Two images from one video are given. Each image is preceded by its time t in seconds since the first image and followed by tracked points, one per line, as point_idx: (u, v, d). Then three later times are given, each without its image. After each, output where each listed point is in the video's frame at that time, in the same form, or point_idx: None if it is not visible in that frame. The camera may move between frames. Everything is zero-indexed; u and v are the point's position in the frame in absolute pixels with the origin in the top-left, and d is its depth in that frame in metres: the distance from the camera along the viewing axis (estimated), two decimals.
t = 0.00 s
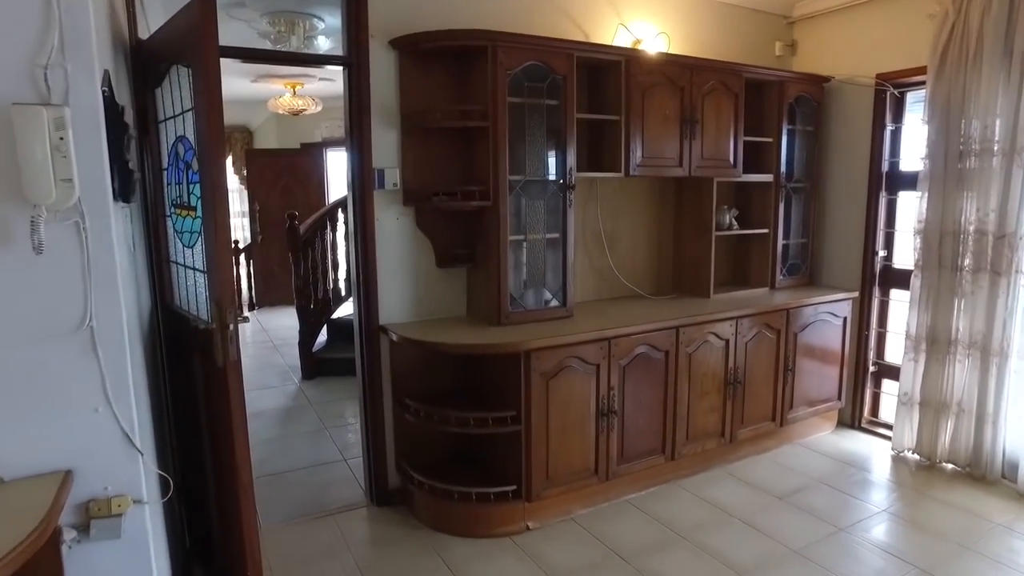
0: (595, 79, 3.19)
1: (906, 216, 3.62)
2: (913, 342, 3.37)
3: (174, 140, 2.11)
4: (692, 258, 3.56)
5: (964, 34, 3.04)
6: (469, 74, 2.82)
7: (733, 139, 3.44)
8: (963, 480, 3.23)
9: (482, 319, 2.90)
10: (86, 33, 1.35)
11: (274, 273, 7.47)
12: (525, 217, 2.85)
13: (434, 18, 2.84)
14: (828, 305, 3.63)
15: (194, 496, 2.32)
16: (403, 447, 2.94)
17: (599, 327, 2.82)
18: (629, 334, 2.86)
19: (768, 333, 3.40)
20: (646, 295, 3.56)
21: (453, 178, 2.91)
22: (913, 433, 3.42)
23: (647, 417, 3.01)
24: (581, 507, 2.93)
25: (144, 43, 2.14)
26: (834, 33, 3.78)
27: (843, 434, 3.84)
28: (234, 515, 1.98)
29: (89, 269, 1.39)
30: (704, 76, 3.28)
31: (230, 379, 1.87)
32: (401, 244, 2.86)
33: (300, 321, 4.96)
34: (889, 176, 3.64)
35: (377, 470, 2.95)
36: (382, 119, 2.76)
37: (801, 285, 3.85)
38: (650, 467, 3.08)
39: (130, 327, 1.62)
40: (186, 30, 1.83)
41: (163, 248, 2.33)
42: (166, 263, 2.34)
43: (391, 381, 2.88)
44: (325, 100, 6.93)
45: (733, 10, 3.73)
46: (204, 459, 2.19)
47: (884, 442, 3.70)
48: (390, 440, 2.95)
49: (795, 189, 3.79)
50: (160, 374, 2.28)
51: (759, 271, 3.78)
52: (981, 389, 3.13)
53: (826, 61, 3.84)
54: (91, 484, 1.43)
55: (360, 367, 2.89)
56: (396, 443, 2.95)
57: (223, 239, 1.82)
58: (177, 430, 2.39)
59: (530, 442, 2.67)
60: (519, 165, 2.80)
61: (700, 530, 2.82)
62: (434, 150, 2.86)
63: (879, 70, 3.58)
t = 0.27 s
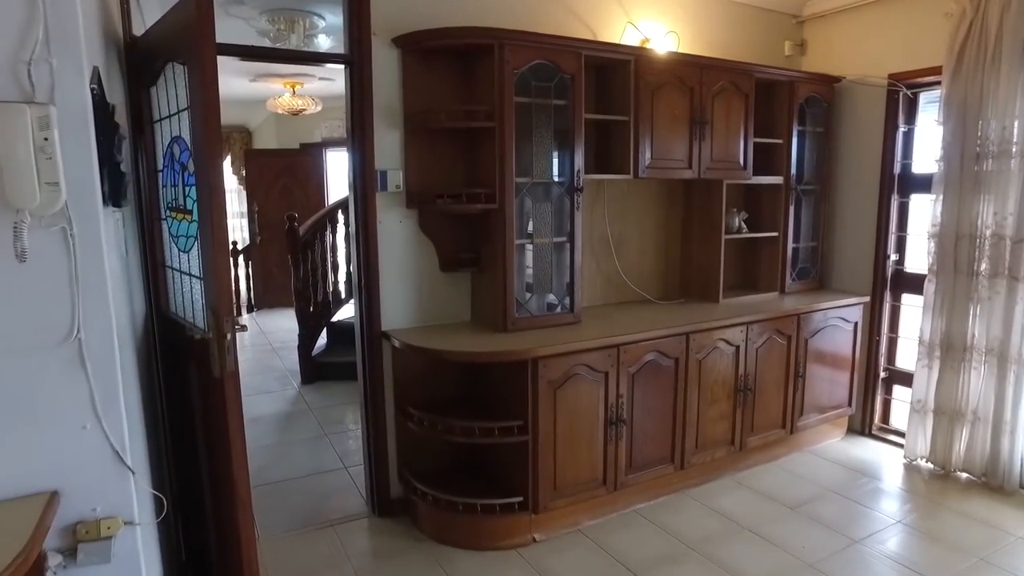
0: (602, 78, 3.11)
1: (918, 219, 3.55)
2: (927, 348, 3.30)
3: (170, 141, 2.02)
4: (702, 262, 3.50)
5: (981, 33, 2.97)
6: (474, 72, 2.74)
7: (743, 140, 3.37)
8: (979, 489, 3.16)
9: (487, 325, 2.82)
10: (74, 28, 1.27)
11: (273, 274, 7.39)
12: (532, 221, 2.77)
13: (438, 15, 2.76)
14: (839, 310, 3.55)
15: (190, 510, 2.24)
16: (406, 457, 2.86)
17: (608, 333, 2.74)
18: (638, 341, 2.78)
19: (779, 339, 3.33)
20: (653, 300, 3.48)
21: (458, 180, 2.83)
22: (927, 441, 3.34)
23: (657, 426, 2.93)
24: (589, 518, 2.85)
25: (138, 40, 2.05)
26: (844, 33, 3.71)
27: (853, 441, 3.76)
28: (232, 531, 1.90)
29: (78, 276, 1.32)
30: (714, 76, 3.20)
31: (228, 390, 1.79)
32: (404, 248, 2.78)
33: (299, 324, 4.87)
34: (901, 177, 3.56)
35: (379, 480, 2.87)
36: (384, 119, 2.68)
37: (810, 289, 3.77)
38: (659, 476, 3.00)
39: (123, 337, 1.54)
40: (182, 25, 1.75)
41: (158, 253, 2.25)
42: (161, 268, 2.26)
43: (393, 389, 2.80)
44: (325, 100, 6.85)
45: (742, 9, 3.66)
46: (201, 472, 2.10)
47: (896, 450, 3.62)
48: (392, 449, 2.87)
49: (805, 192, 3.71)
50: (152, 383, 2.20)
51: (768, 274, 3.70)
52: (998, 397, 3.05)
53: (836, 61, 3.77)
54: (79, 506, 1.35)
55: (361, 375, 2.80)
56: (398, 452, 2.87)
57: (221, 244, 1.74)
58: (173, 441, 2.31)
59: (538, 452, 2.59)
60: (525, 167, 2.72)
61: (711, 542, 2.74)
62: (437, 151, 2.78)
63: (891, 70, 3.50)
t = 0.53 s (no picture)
0: (609, 77, 3.04)
1: (930, 221, 3.48)
2: (940, 353, 3.23)
3: (165, 140, 1.95)
4: (710, 265, 3.43)
5: (998, 31, 2.90)
6: (479, 70, 2.67)
7: (752, 140, 3.30)
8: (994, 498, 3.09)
9: (491, 329, 2.75)
10: (60, 19, 1.20)
11: (272, 276, 7.32)
12: (538, 223, 2.70)
13: (441, 12, 2.69)
14: (849, 313, 3.47)
15: (186, 520, 2.17)
16: (408, 465, 2.78)
17: (615, 338, 2.68)
18: (647, 346, 2.71)
19: (789, 344, 3.26)
20: (661, 303, 3.42)
21: (461, 181, 2.76)
22: (940, 448, 3.27)
23: (665, 433, 2.86)
24: (595, 528, 2.78)
25: (133, 35, 1.98)
26: (855, 31, 3.64)
27: (863, 446, 3.69)
28: (228, 546, 1.82)
29: (64, 282, 1.24)
30: (723, 75, 3.13)
31: (224, 399, 1.72)
32: (406, 250, 2.71)
33: (298, 327, 4.80)
34: (913, 178, 3.49)
35: (380, 488, 2.79)
36: (386, 118, 2.61)
37: (819, 292, 3.70)
38: (667, 484, 2.93)
39: (114, 345, 1.47)
40: (176, 19, 1.67)
41: (153, 255, 2.18)
42: (156, 271, 2.19)
43: (395, 395, 2.73)
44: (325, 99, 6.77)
45: (751, 6, 3.58)
46: (197, 482, 2.03)
47: (906, 455, 3.54)
48: (394, 457, 2.79)
49: (815, 193, 3.64)
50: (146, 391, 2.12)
51: (776, 277, 3.63)
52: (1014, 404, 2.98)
53: (846, 60, 3.70)
54: (65, 525, 1.28)
55: (362, 381, 2.73)
56: (400, 460, 2.79)
57: (218, 247, 1.66)
58: (169, 450, 2.24)
59: (544, 461, 2.52)
60: (531, 167, 2.65)
61: (721, 552, 2.67)
62: (441, 151, 2.71)
63: (903, 69, 3.43)
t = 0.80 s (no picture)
0: (617, 75, 2.97)
1: (943, 223, 3.40)
2: (954, 357, 3.16)
3: (160, 138, 1.88)
4: (719, 267, 3.36)
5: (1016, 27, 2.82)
6: (484, 67, 2.59)
7: (762, 139, 3.23)
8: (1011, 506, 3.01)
9: (497, 334, 2.67)
10: (44, 9, 1.13)
11: (271, 277, 7.24)
12: (545, 224, 2.62)
13: (445, 7, 2.61)
14: (861, 317, 3.40)
15: (181, 532, 2.10)
16: (411, 473, 2.70)
17: (624, 343, 2.60)
18: (657, 351, 2.64)
19: (800, 348, 3.19)
20: (668, 307, 3.35)
21: (466, 180, 2.69)
22: (955, 454, 3.20)
23: (674, 440, 2.79)
24: (603, 537, 2.70)
25: (127, 29, 1.91)
26: (865, 28, 3.56)
27: (874, 451, 3.61)
28: (224, 561, 1.75)
29: (47, 289, 1.17)
30: (733, 72, 3.06)
31: (220, 409, 1.65)
32: (409, 252, 2.63)
33: (298, 329, 4.71)
34: (926, 179, 3.42)
35: (382, 496, 2.72)
36: (388, 116, 2.54)
37: (829, 294, 3.63)
38: (676, 492, 2.86)
39: (103, 353, 1.40)
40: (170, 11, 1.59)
41: (148, 258, 2.10)
42: (151, 274, 2.11)
43: (398, 401, 2.65)
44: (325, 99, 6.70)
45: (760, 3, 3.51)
46: (193, 493, 1.95)
47: (919, 461, 3.47)
48: (396, 464, 2.71)
49: (825, 193, 3.56)
50: (139, 399, 2.04)
51: (786, 279, 3.56)
52: None
53: (857, 58, 3.62)
54: (49, 546, 1.21)
55: (363, 386, 2.65)
56: (402, 468, 2.72)
57: (214, 250, 1.59)
58: (164, 460, 2.17)
59: (551, 469, 2.45)
60: (538, 167, 2.57)
61: (733, 562, 2.59)
62: (445, 150, 2.63)
63: (916, 67, 3.36)
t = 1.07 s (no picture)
0: (623, 72, 2.89)
1: (955, 224, 3.32)
2: (968, 362, 3.08)
3: (149, 135, 1.80)
4: (727, 269, 3.29)
5: None
6: (487, 63, 2.52)
7: (770, 138, 3.15)
8: None
9: (499, 338, 2.60)
10: None
11: (270, 278, 7.17)
12: (548, 226, 2.54)
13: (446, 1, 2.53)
14: (871, 320, 3.32)
15: (171, 545, 2.02)
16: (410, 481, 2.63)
17: (630, 348, 2.53)
18: (663, 356, 2.57)
19: (810, 352, 3.11)
20: (674, 310, 3.28)
21: (467, 180, 2.61)
22: (968, 461, 3.12)
23: (681, 447, 2.72)
24: (608, 548, 2.63)
25: (115, 22, 1.83)
26: (876, 25, 3.48)
27: (884, 457, 3.53)
28: None
29: (19, 295, 1.09)
30: (741, 69, 2.98)
31: (210, 420, 1.57)
32: (409, 254, 2.56)
33: (296, 332, 4.63)
34: (938, 179, 3.34)
35: (380, 505, 2.64)
36: (388, 114, 2.46)
37: (838, 297, 3.55)
38: (683, 501, 2.78)
39: (83, 362, 1.32)
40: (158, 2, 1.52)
41: (137, 259, 2.03)
42: (141, 276, 2.04)
43: (397, 407, 2.58)
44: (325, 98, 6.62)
45: None
46: (183, 505, 1.88)
47: (930, 468, 3.39)
48: (395, 472, 2.64)
49: (834, 193, 3.49)
50: (128, 408, 1.96)
51: (794, 281, 3.48)
52: None
53: (867, 55, 3.54)
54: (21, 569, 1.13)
55: (362, 392, 2.58)
56: (401, 475, 2.64)
57: (203, 253, 1.51)
58: (155, 470, 2.09)
59: (555, 479, 2.37)
60: (542, 166, 2.50)
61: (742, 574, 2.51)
62: (445, 149, 2.56)
63: (928, 65, 3.28)
